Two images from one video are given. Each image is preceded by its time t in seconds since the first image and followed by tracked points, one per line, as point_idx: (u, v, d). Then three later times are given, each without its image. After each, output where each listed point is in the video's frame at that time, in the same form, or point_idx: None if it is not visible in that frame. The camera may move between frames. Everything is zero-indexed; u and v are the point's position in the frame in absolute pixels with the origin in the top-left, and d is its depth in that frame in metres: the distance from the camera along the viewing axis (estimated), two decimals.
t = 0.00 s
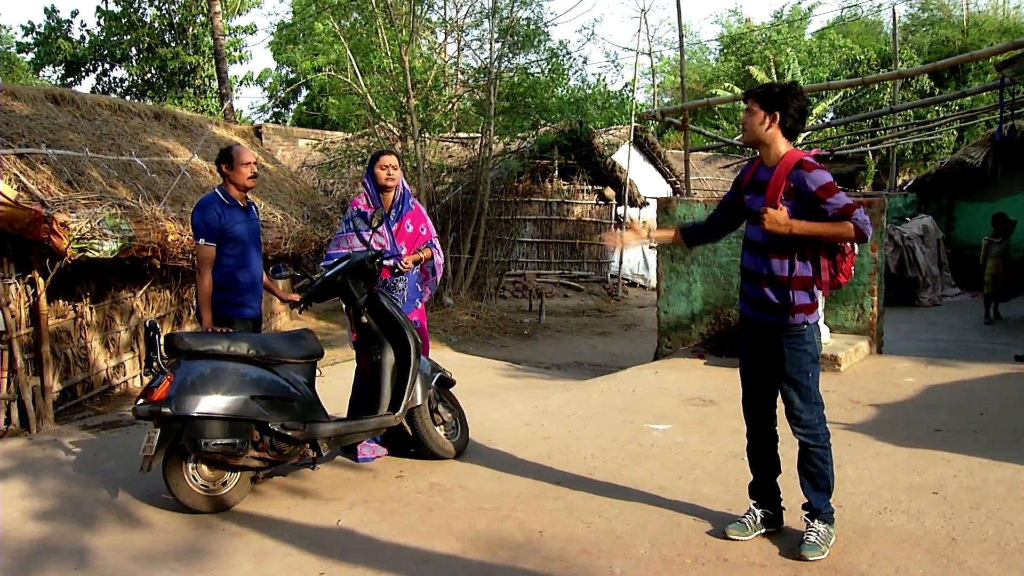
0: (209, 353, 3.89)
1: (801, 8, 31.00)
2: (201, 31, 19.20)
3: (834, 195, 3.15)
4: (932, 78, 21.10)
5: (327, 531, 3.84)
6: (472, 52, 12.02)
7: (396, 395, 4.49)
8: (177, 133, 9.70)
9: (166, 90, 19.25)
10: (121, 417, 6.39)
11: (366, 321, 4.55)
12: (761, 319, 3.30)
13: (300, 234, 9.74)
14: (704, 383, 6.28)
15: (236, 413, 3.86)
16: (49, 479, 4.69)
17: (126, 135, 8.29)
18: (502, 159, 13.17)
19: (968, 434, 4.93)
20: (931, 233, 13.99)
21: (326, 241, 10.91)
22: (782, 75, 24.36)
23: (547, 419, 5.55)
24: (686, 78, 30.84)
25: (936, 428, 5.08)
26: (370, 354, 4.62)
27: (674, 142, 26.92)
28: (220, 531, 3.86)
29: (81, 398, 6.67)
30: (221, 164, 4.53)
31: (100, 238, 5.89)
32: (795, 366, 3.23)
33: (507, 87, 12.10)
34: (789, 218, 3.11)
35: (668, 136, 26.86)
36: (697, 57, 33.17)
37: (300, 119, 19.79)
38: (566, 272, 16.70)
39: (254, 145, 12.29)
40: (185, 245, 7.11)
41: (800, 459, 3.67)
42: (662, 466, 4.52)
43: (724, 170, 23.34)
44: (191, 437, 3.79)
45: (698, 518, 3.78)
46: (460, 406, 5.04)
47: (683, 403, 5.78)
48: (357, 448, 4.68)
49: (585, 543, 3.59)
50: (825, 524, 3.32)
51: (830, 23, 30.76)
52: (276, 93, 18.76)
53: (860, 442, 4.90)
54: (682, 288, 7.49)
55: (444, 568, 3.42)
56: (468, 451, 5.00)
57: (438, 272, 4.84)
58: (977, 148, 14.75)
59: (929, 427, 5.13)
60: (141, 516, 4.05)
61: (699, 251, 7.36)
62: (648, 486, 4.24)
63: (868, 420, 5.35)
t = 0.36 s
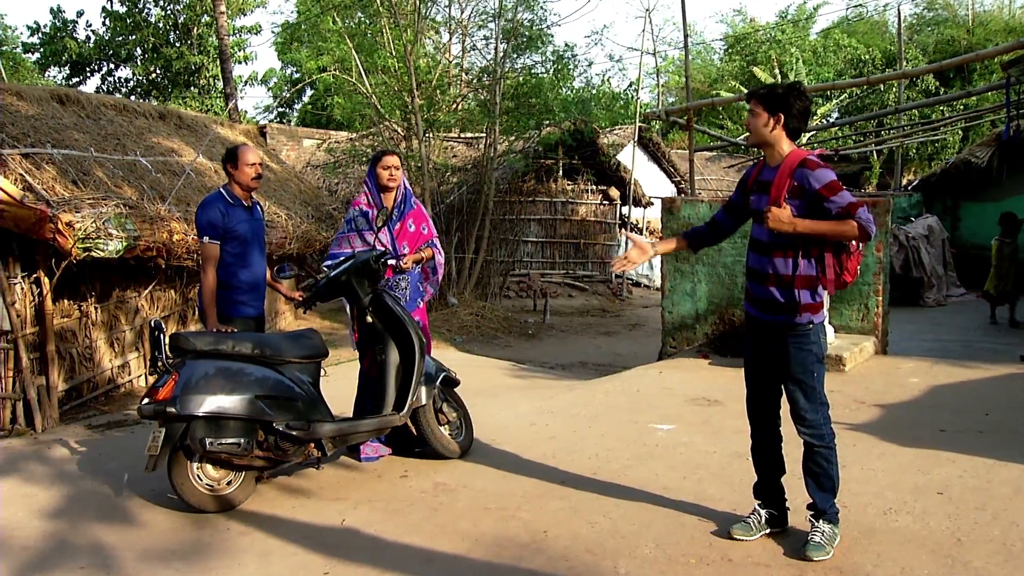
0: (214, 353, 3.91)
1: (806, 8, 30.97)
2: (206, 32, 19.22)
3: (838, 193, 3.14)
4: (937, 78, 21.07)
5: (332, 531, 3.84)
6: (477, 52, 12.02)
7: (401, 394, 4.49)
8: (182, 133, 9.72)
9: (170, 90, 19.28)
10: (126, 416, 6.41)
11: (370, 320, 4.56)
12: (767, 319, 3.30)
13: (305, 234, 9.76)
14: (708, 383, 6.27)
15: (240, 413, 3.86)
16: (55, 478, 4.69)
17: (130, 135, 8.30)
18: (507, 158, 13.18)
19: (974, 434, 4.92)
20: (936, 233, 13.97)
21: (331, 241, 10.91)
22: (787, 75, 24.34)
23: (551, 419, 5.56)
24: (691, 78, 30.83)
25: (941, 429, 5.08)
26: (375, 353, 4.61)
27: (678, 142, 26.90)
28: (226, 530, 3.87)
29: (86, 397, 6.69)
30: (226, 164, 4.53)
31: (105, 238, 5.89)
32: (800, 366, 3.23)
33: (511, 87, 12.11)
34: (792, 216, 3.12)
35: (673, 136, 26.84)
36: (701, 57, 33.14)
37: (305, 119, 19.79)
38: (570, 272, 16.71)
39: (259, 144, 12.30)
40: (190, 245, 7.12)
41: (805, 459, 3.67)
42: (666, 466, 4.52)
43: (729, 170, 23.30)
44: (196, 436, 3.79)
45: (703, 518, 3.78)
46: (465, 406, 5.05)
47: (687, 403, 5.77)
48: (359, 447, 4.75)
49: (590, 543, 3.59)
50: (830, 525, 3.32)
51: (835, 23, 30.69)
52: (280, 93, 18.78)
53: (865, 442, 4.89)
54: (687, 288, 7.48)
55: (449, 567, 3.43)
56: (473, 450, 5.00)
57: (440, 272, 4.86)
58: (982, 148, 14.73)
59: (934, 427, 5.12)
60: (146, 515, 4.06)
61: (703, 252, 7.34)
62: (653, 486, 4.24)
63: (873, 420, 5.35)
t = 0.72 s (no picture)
0: (217, 352, 3.91)
1: (810, 8, 30.95)
2: (209, 31, 19.22)
3: (848, 196, 3.16)
4: (941, 78, 21.04)
5: (336, 531, 3.84)
6: (480, 52, 12.01)
7: (405, 394, 4.50)
8: (185, 133, 9.72)
9: (174, 90, 19.29)
10: (129, 416, 6.41)
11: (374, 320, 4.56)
12: (771, 319, 3.27)
13: (308, 234, 9.76)
14: (711, 383, 6.27)
15: (244, 412, 3.86)
16: (59, 477, 4.70)
17: (134, 135, 8.31)
18: (511, 158, 13.19)
19: (978, 435, 4.92)
20: (940, 233, 13.96)
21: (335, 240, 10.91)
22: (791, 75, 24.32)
23: (554, 419, 5.55)
24: (694, 78, 30.80)
25: (945, 429, 5.07)
26: (378, 353, 4.62)
27: (682, 142, 26.89)
28: (229, 530, 3.87)
29: (89, 396, 6.69)
30: (234, 164, 4.54)
31: (109, 238, 5.91)
32: (806, 365, 3.21)
33: (516, 87, 12.11)
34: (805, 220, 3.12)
35: (676, 136, 26.83)
36: (705, 56, 33.13)
37: (308, 119, 19.80)
38: (573, 272, 16.69)
39: (263, 144, 12.30)
40: (194, 245, 7.13)
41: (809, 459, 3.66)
42: (669, 466, 4.52)
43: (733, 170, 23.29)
44: (200, 436, 3.80)
45: (706, 518, 3.78)
46: (468, 406, 5.05)
47: (691, 403, 5.77)
48: (364, 447, 4.72)
49: (594, 543, 3.58)
50: (834, 525, 3.32)
51: (839, 23, 30.68)
52: (284, 93, 18.79)
53: (869, 443, 4.88)
54: (690, 288, 7.47)
55: (452, 567, 3.43)
56: (476, 450, 5.00)
57: (442, 272, 4.87)
58: (986, 148, 14.71)
59: (938, 427, 5.11)
60: (150, 514, 4.06)
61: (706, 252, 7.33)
62: (657, 486, 4.23)
63: (877, 420, 5.34)
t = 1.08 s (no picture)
0: (219, 351, 3.91)
1: (811, 8, 30.95)
2: (211, 31, 19.23)
3: (847, 192, 3.18)
4: (943, 78, 21.03)
5: (337, 531, 3.84)
6: (482, 52, 12.01)
7: (406, 394, 4.50)
8: (187, 133, 9.72)
9: (176, 90, 19.31)
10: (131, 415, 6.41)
11: (376, 320, 4.56)
12: (770, 318, 3.25)
13: (309, 234, 9.77)
14: (713, 383, 6.26)
15: (245, 412, 3.86)
16: (61, 477, 4.71)
17: (136, 135, 8.32)
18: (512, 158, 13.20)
19: (980, 435, 4.91)
20: (941, 233, 13.95)
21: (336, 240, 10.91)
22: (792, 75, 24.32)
23: (556, 419, 5.55)
24: (696, 77, 30.79)
25: (947, 429, 5.06)
26: (380, 353, 4.62)
27: (683, 141, 26.89)
28: (231, 529, 3.87)
29: (91, 395, 6.69)
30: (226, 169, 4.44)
31: (111, 238, 5.92)
32: (806, 364, 3.21)
33: (517, 87, 12.12)
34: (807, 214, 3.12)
35: (678, 136, 26.83)
36: (706, 56, 33.12)
37: (310, 119, 19.82)
38: (575, 272, 16.69)
39: (265, 144, 12.31)
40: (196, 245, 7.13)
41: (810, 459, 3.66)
42: (671, 466, 4.52)
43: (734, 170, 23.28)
44: (202, 436, 3.80)
45: (708, 518, 3.78)
46: (470, 406, 5.05)
47: (692, 403, 5.77)
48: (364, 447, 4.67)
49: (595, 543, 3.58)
50: (835, 525, 3.32)
51: (840, 23, 30.68)
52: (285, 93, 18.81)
53: (871, 443, 4.88)
54: (692, 288, 7.46)
55: (454, 567, 3.42)
56: (477, 450, 5.00)
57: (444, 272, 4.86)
58: (988, 147, 14.71)
59: (939, 427, 5.11)
60: (152, 514, 4.06)
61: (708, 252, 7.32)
62: (658, 486, 4.23)
63: (879, 420, 5.34)
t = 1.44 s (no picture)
0: (228, 350, 3.93)
1: (819, 7, 30.88)
2: (219, 31, 19.26)
3: (848, 188, 3.19)
4: (952, 77, 20.95)
5: (345, 530, 3.85)
6: (490, 52, 12.01)
7: (414, 392, 4.50)
8: (195, 132, 9.75)
9: (183, 89, 19.36)
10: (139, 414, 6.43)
11: (383, 319, 4.56)
12: (776, 317, 3.24)
13: (317, 233, 9.78)
14: (722, 382, 6.25)
15: (254, 410, 3.87)
16: (69, 475, 4.72)
17: (145, 134, 8.34)
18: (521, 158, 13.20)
19: (989, 435, 4.89)
20: (950, 232, 13.91)
21: (344, 239, 10.92)
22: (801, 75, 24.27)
23: (564, 419, 5.55)
24: (704, 77, 30.72)
25: (956, 429, 5.04)
26: (388, 351, 4.62)
27: (691, 141, 26.85)
28: (239, 528, 3.87)
29: (100, 394, 6.71)
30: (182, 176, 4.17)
31: (120, 236, 5.94)
32: (811, 362, 3.21)
33: (525, 86, 12.12)
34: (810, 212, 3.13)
35: (685, 135, 26.79)
36: (714, 56, 33.07)
37: (318, 118, 19.85)
38: (582, 272, 16.67)
39: (273, 143, 12.33)
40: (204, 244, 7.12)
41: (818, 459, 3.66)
42: (679, 466, 4.51)
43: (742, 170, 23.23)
44: (211, 435, 3.82)
45: (715, 518, 3.78)
46: (478, 405, 5.06)
47: (700, 403, 5.76)
48: (372, 446, 4.80)
49: (603, 543, 3.58)
50: (844, 525, 3.31)
51: (849, 22, 30.58)
52: (293, 92, 18.84)
53: (879, 443, 4.87)
54: (700, 288, 7.45)
55: (462, 567, 3.43)
56: (485, 450, 5.00)
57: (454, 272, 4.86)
58: (998, 147, 14.64)
59: (948, 427, 5.10)
60: (159, 512, 4.08)
61: (716, 251, 7.30)
62: (666, 486, 4.23)
63: (887, 420, 5.32)
